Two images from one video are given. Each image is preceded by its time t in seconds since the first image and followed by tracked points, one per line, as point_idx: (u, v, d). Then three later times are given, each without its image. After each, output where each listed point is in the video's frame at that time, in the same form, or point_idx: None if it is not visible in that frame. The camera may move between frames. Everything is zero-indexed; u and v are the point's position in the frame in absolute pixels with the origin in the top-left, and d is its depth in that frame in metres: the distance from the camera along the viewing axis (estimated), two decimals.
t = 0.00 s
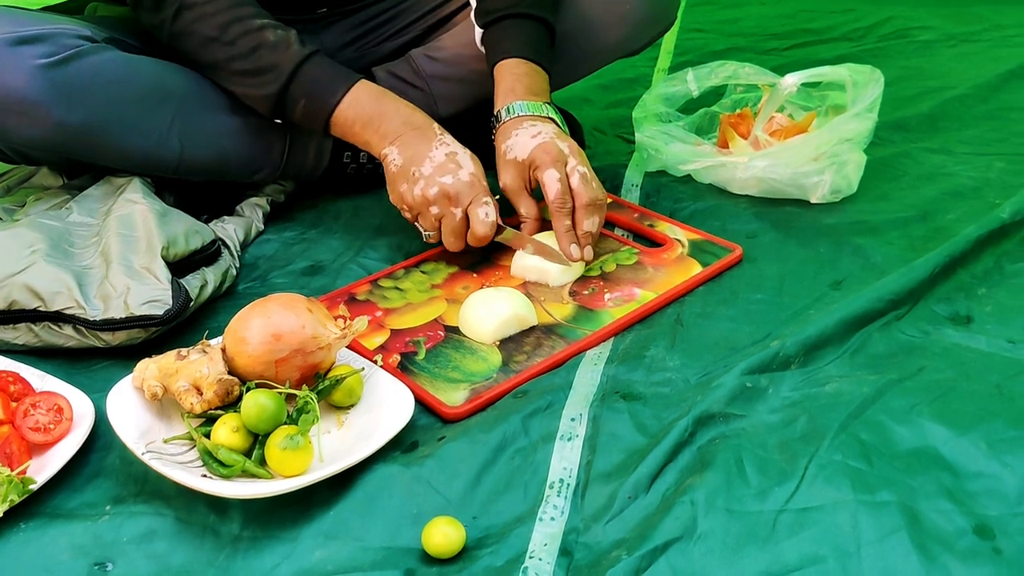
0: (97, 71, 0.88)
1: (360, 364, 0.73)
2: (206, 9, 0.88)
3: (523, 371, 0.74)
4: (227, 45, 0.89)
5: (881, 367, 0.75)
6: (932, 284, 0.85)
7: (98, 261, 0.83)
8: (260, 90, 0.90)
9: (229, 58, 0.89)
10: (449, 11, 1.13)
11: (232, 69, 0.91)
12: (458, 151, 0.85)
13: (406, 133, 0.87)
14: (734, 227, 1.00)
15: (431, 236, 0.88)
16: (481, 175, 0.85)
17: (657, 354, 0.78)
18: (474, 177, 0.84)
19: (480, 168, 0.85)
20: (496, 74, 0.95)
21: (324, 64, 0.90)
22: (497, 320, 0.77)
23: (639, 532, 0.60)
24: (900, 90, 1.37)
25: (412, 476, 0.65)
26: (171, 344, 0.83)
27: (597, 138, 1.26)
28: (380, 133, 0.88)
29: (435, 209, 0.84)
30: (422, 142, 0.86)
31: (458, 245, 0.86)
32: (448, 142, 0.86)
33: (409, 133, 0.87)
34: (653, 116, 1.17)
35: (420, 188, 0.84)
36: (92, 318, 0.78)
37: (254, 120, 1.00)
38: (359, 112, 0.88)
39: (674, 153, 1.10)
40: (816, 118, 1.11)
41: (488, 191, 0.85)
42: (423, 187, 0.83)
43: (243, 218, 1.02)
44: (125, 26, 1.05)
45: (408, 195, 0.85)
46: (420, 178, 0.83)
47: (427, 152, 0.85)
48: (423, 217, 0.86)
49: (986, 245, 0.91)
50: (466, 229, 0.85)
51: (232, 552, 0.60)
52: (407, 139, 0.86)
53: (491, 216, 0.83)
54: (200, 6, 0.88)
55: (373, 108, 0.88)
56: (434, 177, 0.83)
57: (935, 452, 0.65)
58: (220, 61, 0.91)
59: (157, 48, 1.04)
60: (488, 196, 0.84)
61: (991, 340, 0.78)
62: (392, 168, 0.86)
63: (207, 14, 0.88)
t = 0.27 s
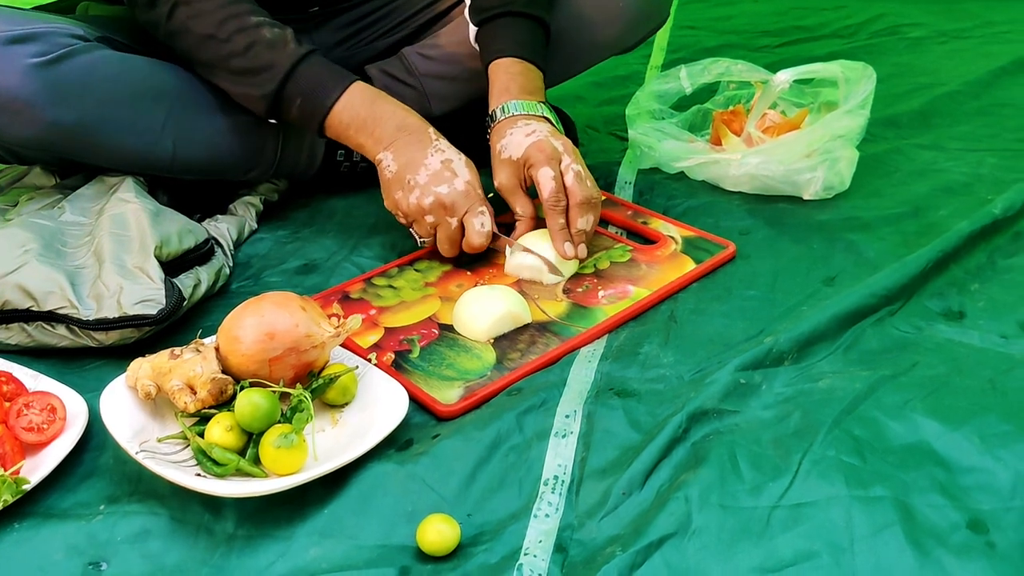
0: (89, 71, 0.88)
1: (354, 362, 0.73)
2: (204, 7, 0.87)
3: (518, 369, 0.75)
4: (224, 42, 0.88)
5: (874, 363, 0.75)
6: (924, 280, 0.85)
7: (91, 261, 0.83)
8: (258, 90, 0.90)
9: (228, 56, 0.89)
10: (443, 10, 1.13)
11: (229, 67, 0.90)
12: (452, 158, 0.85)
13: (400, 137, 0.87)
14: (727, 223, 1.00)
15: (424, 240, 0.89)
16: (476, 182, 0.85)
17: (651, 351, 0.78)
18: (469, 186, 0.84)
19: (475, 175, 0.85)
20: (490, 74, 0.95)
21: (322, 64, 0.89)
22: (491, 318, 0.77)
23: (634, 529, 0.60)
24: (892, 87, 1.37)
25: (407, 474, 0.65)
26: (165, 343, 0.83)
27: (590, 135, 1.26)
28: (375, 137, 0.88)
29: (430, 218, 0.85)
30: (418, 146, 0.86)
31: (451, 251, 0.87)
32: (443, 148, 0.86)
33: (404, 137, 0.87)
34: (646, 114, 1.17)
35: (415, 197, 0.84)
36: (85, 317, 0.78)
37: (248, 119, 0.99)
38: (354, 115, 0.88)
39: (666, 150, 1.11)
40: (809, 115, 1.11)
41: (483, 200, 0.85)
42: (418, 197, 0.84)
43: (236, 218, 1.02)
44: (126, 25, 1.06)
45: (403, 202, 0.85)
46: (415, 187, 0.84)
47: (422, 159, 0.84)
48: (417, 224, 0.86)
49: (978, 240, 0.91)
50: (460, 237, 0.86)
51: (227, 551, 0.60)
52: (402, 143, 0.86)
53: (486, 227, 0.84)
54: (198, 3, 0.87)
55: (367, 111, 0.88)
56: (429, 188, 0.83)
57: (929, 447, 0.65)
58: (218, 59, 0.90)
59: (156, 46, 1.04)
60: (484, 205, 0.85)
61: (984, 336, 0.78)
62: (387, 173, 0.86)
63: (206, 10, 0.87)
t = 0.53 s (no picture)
0: (77, 73, 0.88)
1: (344, 361, 0.73)
2: None
3: (509, 368, 0.75)
4: (221, 33, 0.87)
5: (862, 359, 0.76)
6: (913, 276, 0.86)
7: (81, 262, 0.83)
8: (254, 82, 0.88)
9: (225, 49, 0.87)
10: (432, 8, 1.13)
11: (225, 60, 0.88)
12: (446, 160, 0.86)
13: (395, 134, 0.87)
14: (717, 221, 1.00)
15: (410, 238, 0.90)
16: (467, 186, 0.86)
17: (642, 348, 0.78)
18: (461, 190, 0.85)
19: (467, 179, 0.86)
20: (480, 73, 0.95)
21: (318, 58, 0.88)
22: (482, 316, 0.78)
23: (626, 526, 0.61)
24: (880, 84, 1.38)
25: (398, 473, 0.65)
26: (155, 343, 0.83)
27: (580, 134, 1.26)
28: (369, 132, 0.88)
29: (419, 219, 0.85)
30: (413, 145, 0.86)
31: (436, 251, 0.89)
32: (437, 149, 0.86)
33: (401, 134, 0.87)
34: (636, 112, 1.17)
35: (407, 198, 0.85)
36: (75, 318, 0.77)
37: (236, 120, 1.00)
38: (349, 108, 0.88)
39: (656, 148, 1.11)
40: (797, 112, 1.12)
41: (473, 205, 0.86)
42: (409, 198, 0.84)
43: (226, 218, 1.02)
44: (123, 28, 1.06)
45: (394, 200, 0.86)
46: (407, 187, 0.84)
47: (416, 159, 0.85)
48: (405, 223, 0.87)
49: (966, 236, 0.92)
50: (448, 238, 0.87)
51: (218, 551, 0.61)
52: (397, 140, 0.86)
53: (475, 232, 0.86)
54: None
55: (362, 106, 0.88)
56: (421, 190, 0.84)
57: (918, 442, 0.65)
58: (215, 51, 0.88)
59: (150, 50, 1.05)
60: (473, 211, 0.86)
61: (972, 331, 0.79)
62: (379, 169, 0.86)
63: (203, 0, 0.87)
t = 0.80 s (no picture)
0: (62, 74, 0.88)
1: (334, 362, 0.74)
2: None
3: (498, 367, 0.75)
4: (160, 22, 0.91)
5: (850, 355, 0.76)
6: (899, 273, 0.87)
7: (69, 264, 0.83)
8: (193, 69, 0.92)
9: (163, 38, 0.91)
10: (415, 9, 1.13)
11: (166, 49, 0.92)
12: (384, 140, 0.85)
13: (332, 115, 0.87)
14: (705, 220, 1.01)
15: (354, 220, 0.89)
16: (406, 168, 0.85)
17: (630, 347, 0.79)
18: (399, 171, 0.84)
19: (406, 161, 0.85)
20: (466, 67, 0.95)
21: (251, 45, 0.90)
22: (472, 316, 0.78)
23: (615, 523, 0.61)
24: (866, 83, 1.39)
25: (389, 473, 0.65)
26: (144, 345, 0.83)
27: (568, 134, 1.27)
28: (306, 115, 0.88)
29: (359, 201, 0.85)
30: (349, 128, 0.86)
31: (379, 233, 0.88)
32: (375, 130, 0.86)
33: (336, 116, 0.87)
34: (623, 112, 1.18)
35: (344, 179, 0.85)
36: (64, 321, 0.77)
37: (223, 120, 0.99)
38: (285, 92, 0.89)
39: (643, 148, 1.12)
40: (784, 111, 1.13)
41: (413, 187, 0.86)
42: (347, 179, 0.84)
43: (214, 219, 1.01)
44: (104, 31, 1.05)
45: (333, 182, 0.86)
46: (345, 169, 0.84)
47: (353, 141, 0.85)
48: (346, 204, 0.87)
49: (952, 234, 0.93)
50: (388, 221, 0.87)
51: (210, 553, 0.61)
52: (334, 122, 0.86)
53: (412, 215, 0.84)
54: None
55: (297, 90, 0.89)
56: (358, 171, 0.84)
57: (906, 438, 0.66)
58: (155, 40, 0.93)
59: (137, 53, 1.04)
60: (412, 193, 0.85)
61: (959, 327, 0.80)
62: (318, 153, 0.86)
63: None
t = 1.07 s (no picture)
0: (48, 79, 0.88)
1: (325, 365, 0.74)
2: None
3: (490, 367, 0.75)
4: (157, 28, 0.90)
5: (839, 353, 0.77)
6: (887, 270, 0.87)
7: (57, 269, 0.82)
8: (192, 73, 0.91)
9: (159, 42, 0.90)
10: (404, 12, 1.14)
11: (162, 53, 0.91)
12: (387, 125, 0.85)
13: (332, 109, 0.86)
14: (693, 220, 1.01)
15: (370, 212, 0.88)
16: (412, 148, 0.85)
17: (621, 347, 0.79)
18: (404, 151, 0.84)
19: (411, 141, 0.85)
20: (458, 73, 0.95)
21: (251, 44, 0.89)
22: (462, 316, 0.78)
23: (607, 522, 0.61)
24: (853, 82, 1.40)
25: (380, 475, 0.65)
26: (134, 349, 0.82)
27: (557, 135, 1.27)
28: (308, 111, 0.87)
29: (368, 186, 0.85)
30: (347, 116, 0.86)
31: (397, 220, 0.86)
32: (376, 116, 0.86)
33: (337, 108, 0.86)
34: (612, 113, 1.18)
35: (351, 167, 0.84)
36: (53, 326, 0.77)
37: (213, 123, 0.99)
38: (285, 90, 0.88)
39: (632, 148, 1.12)
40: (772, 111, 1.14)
41: (420, 165, 0.85)
42: (354, 166, 0.84)
43: (203, 223, 1.01)
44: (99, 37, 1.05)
45: (342, 173, 0.85)
46: (350, 157, 0.84)
47: (355, 129, 0.85)
48: (358, 193, 0.86)
49: (939, 231, 0.93)
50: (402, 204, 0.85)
51: (201, 556, 0.60)
52: (335, 114, 0.86)
53: (420, 190, 0.82)
54: None
55: (298, 87, 0.88)
56: (364, 156, 0.84)
57: (895, 435, 0.67)
58: (152, 45, 0.91)
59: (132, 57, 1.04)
60: (420, 169, 0.84)
61: (946, 324, 0.80)
62: (323, 147, 0.86)
63: None
